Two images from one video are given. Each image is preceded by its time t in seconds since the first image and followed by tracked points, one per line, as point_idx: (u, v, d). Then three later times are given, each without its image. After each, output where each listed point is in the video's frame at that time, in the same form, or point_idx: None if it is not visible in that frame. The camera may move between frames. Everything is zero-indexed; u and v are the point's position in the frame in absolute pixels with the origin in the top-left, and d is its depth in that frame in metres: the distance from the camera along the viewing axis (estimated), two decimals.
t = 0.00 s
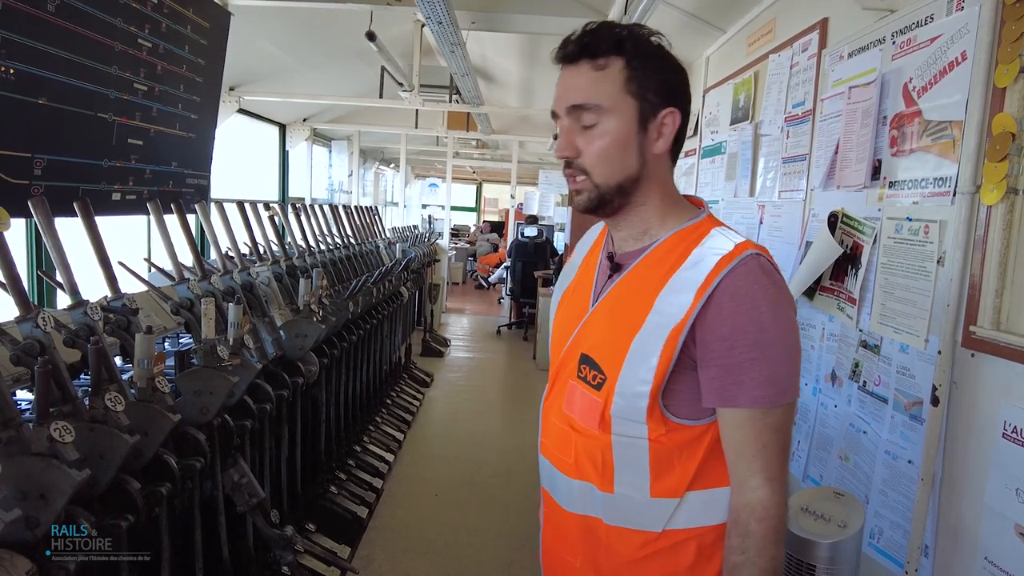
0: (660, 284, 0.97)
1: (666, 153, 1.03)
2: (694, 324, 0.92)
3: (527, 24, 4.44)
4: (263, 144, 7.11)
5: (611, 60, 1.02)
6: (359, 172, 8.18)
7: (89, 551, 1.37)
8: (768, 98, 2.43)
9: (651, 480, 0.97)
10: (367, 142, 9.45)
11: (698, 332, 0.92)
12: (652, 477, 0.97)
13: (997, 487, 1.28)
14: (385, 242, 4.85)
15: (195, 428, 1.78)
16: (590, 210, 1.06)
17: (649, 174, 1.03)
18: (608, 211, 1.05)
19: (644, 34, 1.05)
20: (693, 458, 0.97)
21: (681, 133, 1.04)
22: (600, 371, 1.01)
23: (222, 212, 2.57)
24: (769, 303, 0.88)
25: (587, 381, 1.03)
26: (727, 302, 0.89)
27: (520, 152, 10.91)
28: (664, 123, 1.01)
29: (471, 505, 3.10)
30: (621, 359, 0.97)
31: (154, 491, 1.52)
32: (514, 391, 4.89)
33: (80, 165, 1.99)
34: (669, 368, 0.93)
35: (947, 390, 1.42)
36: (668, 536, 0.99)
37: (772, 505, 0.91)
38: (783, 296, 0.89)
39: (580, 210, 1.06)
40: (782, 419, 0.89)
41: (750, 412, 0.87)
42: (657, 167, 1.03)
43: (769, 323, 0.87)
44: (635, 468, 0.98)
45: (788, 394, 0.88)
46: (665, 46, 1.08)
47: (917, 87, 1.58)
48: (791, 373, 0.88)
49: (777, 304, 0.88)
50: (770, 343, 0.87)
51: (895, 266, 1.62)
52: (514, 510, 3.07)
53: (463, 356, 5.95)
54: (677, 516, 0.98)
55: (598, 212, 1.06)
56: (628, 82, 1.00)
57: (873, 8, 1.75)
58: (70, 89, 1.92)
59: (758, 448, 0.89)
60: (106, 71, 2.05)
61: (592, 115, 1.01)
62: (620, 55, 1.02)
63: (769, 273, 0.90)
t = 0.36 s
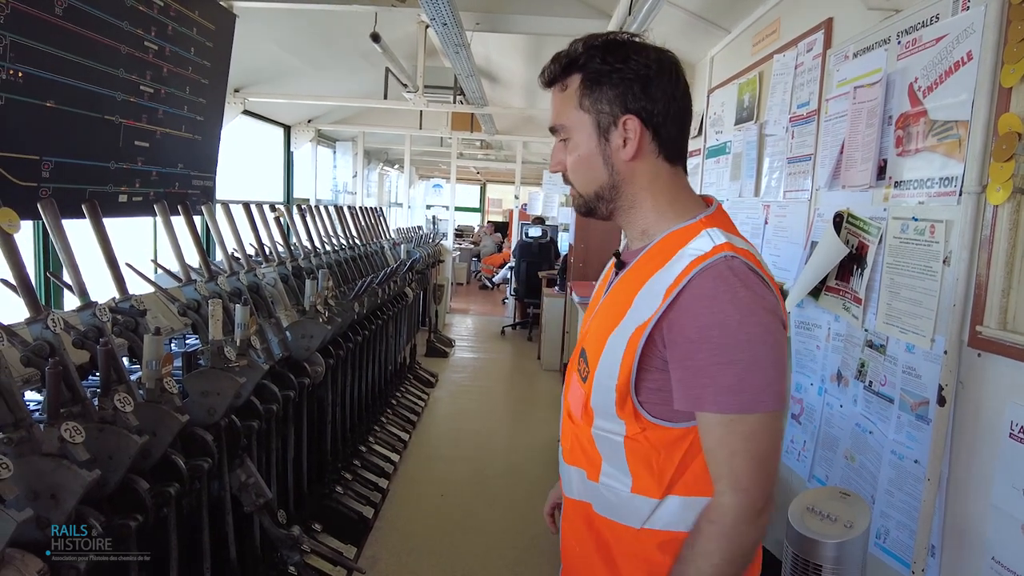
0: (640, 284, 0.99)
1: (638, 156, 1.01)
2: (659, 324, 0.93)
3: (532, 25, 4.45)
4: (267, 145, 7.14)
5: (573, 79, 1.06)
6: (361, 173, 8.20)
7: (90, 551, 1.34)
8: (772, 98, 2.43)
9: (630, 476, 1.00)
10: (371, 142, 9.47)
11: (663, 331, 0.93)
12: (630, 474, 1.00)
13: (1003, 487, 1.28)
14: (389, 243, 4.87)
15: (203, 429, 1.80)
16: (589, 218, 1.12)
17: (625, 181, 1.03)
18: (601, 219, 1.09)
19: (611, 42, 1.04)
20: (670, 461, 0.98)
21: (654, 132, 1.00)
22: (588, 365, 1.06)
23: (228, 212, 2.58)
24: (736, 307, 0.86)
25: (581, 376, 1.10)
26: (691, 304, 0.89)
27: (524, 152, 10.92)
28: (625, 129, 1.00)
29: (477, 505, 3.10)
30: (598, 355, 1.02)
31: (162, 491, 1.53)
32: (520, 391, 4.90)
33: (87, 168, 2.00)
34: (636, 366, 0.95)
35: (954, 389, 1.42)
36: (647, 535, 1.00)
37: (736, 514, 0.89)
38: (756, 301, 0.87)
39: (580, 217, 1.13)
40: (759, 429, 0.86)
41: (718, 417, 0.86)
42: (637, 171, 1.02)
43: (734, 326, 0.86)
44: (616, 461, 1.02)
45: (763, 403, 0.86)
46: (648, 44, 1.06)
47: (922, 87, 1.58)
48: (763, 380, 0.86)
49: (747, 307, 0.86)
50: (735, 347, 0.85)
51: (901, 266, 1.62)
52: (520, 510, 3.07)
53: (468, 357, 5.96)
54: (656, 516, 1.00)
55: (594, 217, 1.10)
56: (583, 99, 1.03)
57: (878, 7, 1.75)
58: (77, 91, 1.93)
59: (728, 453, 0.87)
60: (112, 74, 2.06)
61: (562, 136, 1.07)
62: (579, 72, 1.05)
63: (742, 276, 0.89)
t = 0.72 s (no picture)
0: (650, 279, 0.99)
1: (660, 152, 1.01)
2: (668, 319, 0.93)
3: (536, 24, 4.45)
4: (272, 145, 7.15)
5: (593, 73, 1.04)
6: (366, 173, 8.21)
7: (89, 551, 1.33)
8: (777, 96, 2.42)
9: (640, 475, 1.00)
10: (375, 142, 9.49)
11: (672, 326, 0.93)
12: (640, 472, 1.00)
13: (1013, 486, 1.27)
14: (394, 243, 4.87)
15: (207, 428, 1.80)
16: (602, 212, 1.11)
17: (645, 176, 1.03)
18: (615, 213, 1.09)
19: (632, 36, 1.04)
20: (679, 462, 0.97)
21: (676, 128, 1.00)
22: (597, 360, 1.06)
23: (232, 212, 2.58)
24: (742, 302, 0.86)
25: (591, 372, 1.10)
26: (700, 298, 0.89)
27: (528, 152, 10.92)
28: (649, 125, 1.00)
29: (481, 505, 3.10)
30: (609, 350, 1.01)
31: (167, 491, 1.53)
32: (523, 391, 4.89)
33: (92, 168, 2.01)
34: (645, 361, 0.95)
35: (962, 388, 1.42)
36: (655, 535, 0.99)
37: (718, 509, 0.89)
38: (763, 297, 0.87)
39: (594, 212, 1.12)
40: (746, 425, 0.86)
41: (708, 411, 0.86)
42: (656, 167, 1.02)
43: (739, 321, 0.86)
44: (625, 459, 1.02)
45: (756, 399, 0.86)
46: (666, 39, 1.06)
47: (929, 84, 1.57)
48: (762, 376, 0.86)
49: (752, 303, 0.87)
50: (737, 342, 0.86)
51: (907, 264, 1.61)
52: (525, 509, 3.07)
53: (472, 356, 5.96)
54: (663, 516, 0.99)
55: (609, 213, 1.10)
56: (606, 94, 1.02)
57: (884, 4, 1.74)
58: (82, 92, 1.93)
59: (712, 449, 0.87)
60: (117, 75, 2.07)
61: (581, 131, 1.05)
62: (600, 68, 1.03)
63: (750, 272, 0.89)
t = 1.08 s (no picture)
0: (658, 276, 0.99)
1: (684, 152, 1.02)
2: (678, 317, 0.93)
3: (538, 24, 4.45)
4: (275, 146, 7.17)
5: (626, 63, 1.02)
6: (369, 173, 8.23)
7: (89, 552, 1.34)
8: (780, 94, 2.42)
9: (645, 471, 1.00)
10: (377, 142, 9.49)
11: (682, 324, 0.92)
12: (646, 468, 1.00)
13: (1016, 485, 1.26)
14: (397, 242, 4.87)
15: (210, 428, 1.80)
16: (608, 206, 1.10)
17: (664, 174, 1.03)
18: (624, 208, 1.08)
19: (664, 31, 1.03)
20: (686, 456, 0.98)
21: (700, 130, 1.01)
22: (602, 358, 1.06)
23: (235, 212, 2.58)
24: (753, 301, 0.87)
25: (594, 369, 1.10)
26: (711, 297, 0.89)
27: (531, 152, 10.92)
28: (679, 124, 1.00)
29: (484, 505, 3.10)
30: (615, 348, 1.01)
31: (170, 490, 1.54)
32: (526, 391, 4.89)
33: (96, 168, 2.01)
34: (653, 358, 0.95)
35: (965, 386, 1.41)
36: (660, 530, 0.99)
37: (740, 508, 0.89)
38: (774, 296, 0.87)
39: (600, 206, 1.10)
40: (760, 423, 0.86)
41: (721, 409, 0.86)
42: (675, 166, 1.03)
43: (751, 320, 0.86)
44: (630, 455, 1.01)
45: (769, 397, 0.86)
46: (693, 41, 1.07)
47: (932, 81, 1.56)
48: (773, 375, 0.86)
49: (764, 302, 0.87)
50: (750, 340, 0.86)
51: (909, 263, 1.61)
52: (528, 510, 3.06)
53: (475, 356, 5.96)
54: (668, 512, 0.99)
55: (617, 208, 1.09)
56: (641, 87, 1.00)
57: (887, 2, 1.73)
58: (85, 92, 1.94)
59: (728, 448, 0.87)
60: (120, 75, 2.07)
61: (606, 121, 1.03)
62: (635, 58, 1.01)
63: (760, 271, 0.89)
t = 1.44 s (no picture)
0: (662, 280, 0.99)
1: (692, 157, 1.03)
2: (685, 321, 0.93)
3: (539, 24, 4.45)
4: (277, 146, 7.18)
5: (644, 63, 1.01)
6: (370, 173, 8.24)
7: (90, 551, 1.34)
8: (781, 94, 2.42)
9: (648, 472, 1.00)
10: (379, 142, 9.51)
11: (688, 328, 0.92)
12: (649, 469, 1.00)
13: (1017, 485, 1.26)
14: (398, 242, 4.88)
15: (212, 428, 1.80)
16: (607, 209, 1.08)
17: (672, 177, 1.04)
18: (627, 211, 1.07)
19: (676, 35, 1.04)
20: (690, 455, 0.97)
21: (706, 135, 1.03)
22: (605, 362, 1.06)
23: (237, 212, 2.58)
24: (761, 304, 0.87)
25: (596, 371, 1.10)
26: (717, 301, 0.89)
27: (533, 151, 10.92)
28: (691, 129, 1.01)
29: (486, 505, 3.10)
30: (619, 351, 1.01)
31: (172, 490, 1.54)
32: (527, 391, 4.89)
33: (98, 169, 2.02)
34: (660, 361, 0.95)
35: (966, 386, 1.41)
36: (661, 531, 1.00)
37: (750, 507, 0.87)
38: (779, 298, 0.88)
39: (602, 209, 1.08)
40: (771, 426, 0.86)
41: (733, 412, 0.86)
42: (682, 170, 1.04)
43: (759, 323, 0.86)
44: (633, 456, 1.02)
45: (780, 399, 0.86)
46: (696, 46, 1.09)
47: (933, 80, 1.56)
48: (782, 376, 0.86)
49: (770, 305, 0.87)
50: (758, 343, 0.85)
51: (911, 262, 1.61)
52: (528, 509, 3.06)
53: (476, 356, 5.97)
54: (671, 512, 0.99)
55: (620, 210, 1.08)
56: (659, 90, 1.00)
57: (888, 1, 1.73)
58: (87, 94, 1.94)
59: (741, 449, 0.86)
60: (122, 76, 2.08)
61: (620, 121, 1.02)
62: (653, 59, 1.01)
63: (765, 274, 0.89)
